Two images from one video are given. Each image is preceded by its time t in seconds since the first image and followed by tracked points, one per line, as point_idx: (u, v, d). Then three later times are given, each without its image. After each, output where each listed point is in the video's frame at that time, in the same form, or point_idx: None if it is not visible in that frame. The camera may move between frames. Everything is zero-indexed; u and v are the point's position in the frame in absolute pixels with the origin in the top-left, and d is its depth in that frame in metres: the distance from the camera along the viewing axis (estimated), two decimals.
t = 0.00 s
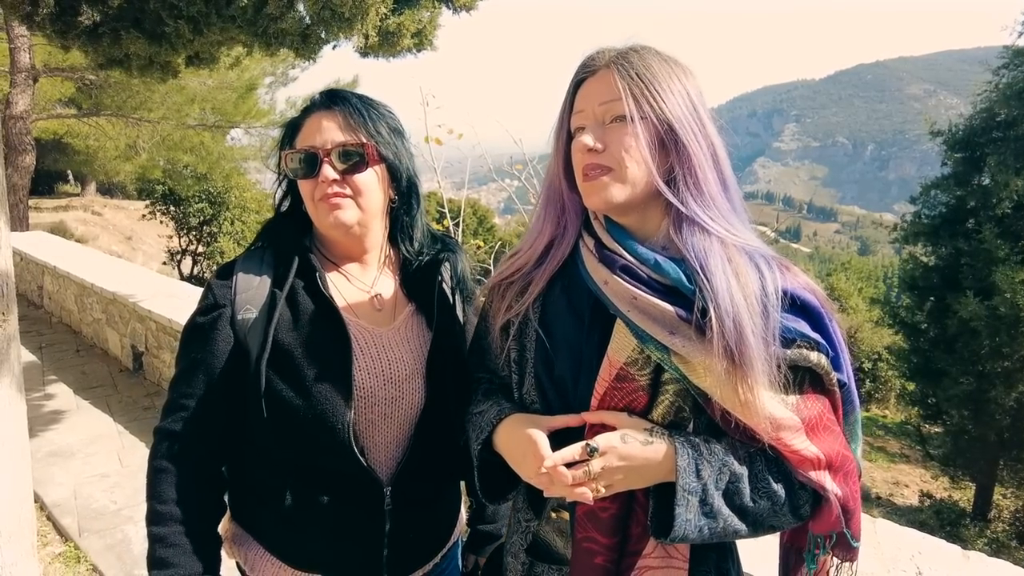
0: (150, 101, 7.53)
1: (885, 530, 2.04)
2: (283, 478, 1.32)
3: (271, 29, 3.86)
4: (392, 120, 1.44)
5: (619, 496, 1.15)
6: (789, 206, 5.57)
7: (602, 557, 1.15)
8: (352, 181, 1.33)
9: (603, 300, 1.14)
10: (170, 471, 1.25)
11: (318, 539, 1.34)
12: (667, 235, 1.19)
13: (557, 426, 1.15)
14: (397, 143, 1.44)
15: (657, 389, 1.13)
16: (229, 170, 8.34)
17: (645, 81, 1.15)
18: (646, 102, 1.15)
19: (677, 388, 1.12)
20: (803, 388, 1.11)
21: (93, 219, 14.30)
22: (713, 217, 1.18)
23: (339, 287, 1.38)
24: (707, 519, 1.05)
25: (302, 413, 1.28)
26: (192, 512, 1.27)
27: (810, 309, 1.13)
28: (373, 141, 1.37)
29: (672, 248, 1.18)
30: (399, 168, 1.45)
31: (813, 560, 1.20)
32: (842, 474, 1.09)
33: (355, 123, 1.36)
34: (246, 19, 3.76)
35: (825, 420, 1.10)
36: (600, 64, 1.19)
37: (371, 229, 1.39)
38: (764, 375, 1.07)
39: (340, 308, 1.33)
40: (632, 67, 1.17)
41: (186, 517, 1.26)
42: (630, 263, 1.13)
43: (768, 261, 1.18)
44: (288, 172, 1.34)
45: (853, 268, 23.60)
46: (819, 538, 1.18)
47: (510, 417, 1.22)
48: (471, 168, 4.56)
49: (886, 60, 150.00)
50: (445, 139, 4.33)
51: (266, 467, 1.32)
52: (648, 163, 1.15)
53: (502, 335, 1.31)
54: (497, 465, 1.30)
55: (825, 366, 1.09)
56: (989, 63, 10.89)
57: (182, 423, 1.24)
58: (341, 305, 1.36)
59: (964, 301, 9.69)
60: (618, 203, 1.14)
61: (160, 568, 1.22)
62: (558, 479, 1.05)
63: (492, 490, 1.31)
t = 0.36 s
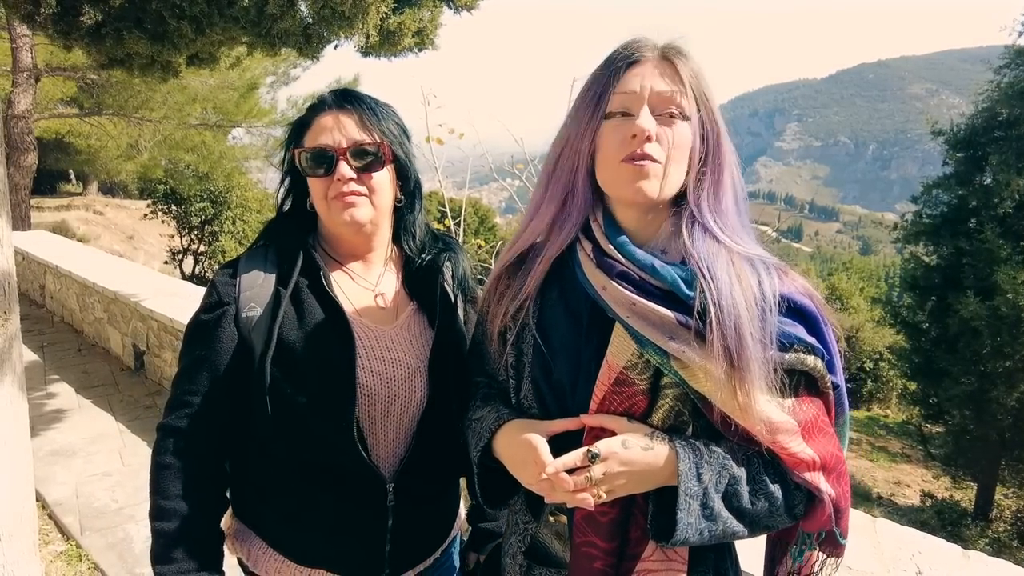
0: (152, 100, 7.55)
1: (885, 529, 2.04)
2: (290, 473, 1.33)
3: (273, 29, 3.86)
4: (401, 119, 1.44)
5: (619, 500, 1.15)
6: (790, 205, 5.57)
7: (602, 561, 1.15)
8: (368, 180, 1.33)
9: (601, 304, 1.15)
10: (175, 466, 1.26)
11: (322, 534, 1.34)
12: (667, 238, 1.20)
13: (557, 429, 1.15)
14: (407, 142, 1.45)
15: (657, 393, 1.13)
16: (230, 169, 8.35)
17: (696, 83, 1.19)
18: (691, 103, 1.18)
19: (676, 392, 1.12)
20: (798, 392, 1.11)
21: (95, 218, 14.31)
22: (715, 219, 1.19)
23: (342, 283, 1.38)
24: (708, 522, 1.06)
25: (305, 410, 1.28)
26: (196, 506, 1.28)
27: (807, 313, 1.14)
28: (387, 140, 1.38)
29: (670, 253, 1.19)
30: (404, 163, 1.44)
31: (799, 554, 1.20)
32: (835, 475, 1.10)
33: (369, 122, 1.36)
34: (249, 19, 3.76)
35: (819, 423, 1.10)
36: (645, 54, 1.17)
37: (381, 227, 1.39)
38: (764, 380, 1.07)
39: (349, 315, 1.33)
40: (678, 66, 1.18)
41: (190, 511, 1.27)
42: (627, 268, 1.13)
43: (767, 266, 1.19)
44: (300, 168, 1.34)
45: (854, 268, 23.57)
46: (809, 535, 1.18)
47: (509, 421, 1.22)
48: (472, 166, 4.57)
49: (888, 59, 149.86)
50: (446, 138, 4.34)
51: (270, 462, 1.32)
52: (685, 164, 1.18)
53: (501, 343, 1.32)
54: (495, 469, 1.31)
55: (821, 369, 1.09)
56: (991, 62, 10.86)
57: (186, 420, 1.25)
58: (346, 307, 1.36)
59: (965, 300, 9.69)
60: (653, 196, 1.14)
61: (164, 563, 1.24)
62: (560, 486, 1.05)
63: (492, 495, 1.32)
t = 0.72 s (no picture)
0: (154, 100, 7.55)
1: (885, 529, 2.04)
2: (304, 469, 1.33)
3: (275, 29, 3.87)
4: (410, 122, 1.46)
5: (619, 496, 1.15)
6: (791, 205, 5.57)
7: (603, 559, 1.15)
8: (402, 176, 1.35)
9: (601, 302, 1.16)
10: (190, 466, 1.25)
11: (335, 528, 1.35)
12: (665, 235, 1.20)
13: (555, 423, 1.16)
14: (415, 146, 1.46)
15: (656, 389, 1.13)
16: (232, 169, 8.36)
17: (690, 92, 1.18)
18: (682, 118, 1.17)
19: (675, 388, 1.12)
20: (797, 386, 1.11)
21: (97, 218, 14.34)
22: (712, 220, 1.20)
23: (352, 282, 1.38)
24: (709, 517, 1.06)
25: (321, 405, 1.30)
26: (209, 504, 1.28)
27: (804, 309, 1.14)
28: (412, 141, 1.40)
29: (668, 249, 1.19)
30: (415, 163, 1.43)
31: (810, 554, 1.18)
32: (835, 469, 1.10)
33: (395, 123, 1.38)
34: (251, 19, 3.77)
35: (819, 418, 1.10)
36: (635, 69, 1.15)
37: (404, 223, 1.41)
38: (763, 375, 1.07)
39: (361, 311, 1.33)
40: (669, 78, 1.17)
41: (203, 509, 1.27)
42: (625, 266, 1.14)
43: (764, 263, 1.19)
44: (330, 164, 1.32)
45: (855, 268, 23.53)
46: (814, 534, 1.18)
47: (509, 419, 1.22)
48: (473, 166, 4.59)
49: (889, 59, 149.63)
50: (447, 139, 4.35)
51: (281, 461, 1.32)
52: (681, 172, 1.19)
53: (500, 346, 1.31)
54: (495, 467, 1.31)
55: (820, 365, 1.09)
56: (993, 62, 10.85)
57: (198, 420, 1.24)
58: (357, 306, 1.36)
59: (966, 300, 9.69)
60: (654, 211, 1.15)
61: (181, 563, 1.25)
62: (560, 478, 1.06)
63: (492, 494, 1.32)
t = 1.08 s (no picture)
0: (154, 100, 7.56)
1: (886, 529, 2.04)
2: (310, 466, 1.33)
3: (274, 29, 3.87)
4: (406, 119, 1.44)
5: (619, 497, 1.15)
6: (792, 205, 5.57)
7: (603, 560, 1.15)
8: (387, 185, 1.35)
9: (600, 304, 1.16)
10: (196, 465, 1.25)
11: (342, 525, 1.36)
12: (666, 236, 1.20)
13: (554, 425, 1.16)
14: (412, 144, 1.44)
15: (656, 390, 1.13)
16: (232, 168, 8.36)
17: (690, 93, 1.18)
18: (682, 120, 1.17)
19: (675, 389, 1.12)
20: (798, 387, 1.11)
21: (97, 218, 14.34)
22: (712, 221, 1.20)
23: (355, 282, 1.38)
24: (708, 518, 1.06)
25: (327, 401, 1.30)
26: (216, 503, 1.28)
27: (805, 310, 1.14)
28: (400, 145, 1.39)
29: (669, 251, 1.19)
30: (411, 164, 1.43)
31: (809, 557, 1.18)
32: (836, 471, 1.10)
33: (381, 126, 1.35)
34: (251, 18, 3.77)
35: (819, 418, 1.10)
36: (635, 72, 1.14)
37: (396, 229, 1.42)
38: (763, 376, 1.08)
39: (364, 310, 1.33)
40: (670, 80, 1.16)
41: (209, 508, 1.27)
42: (624, 268, 1.15)
43: (765, 263, 1.20)
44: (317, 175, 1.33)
45: (856, 268, 23.49)
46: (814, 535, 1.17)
47: (509, 420, 1.22)
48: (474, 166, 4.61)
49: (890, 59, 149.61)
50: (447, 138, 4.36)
51: (286, 457, 1.33)
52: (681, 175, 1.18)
53: (501, 348, 1.31)
54: (493, 467, 1.32)
55: (820, 367, 1.09)
56: (994, 62, 10.84)
57: (201, 419, 1.23)
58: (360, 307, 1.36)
59: (967, 300, 9.69)
60: (654, 217, 1.15)
61: (189, 563, 1.26)
62: (559, 480, 1.07)
63: (492, 493, 1.34)
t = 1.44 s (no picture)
0: (154, 99, 7.55)
1: (886, 529, 2.04)
2: (306, 465, 1.33)
3: (274, 28, 3.86)
4: (400, 119, 1.43)
5: (625, 498, 1.15)
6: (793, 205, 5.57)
7: (607, 561, 1.15)
8: (369, 190, 1.34)
9: (607, 304, 1.17)
10: (193, 461, 1.25)
11: (338, 524, 1.35)
12: (671, 238, 1.20)
13: (560, 425, 1.16)
14: (407, 145, 1.44)
15: (662, 391, 1.14)
16: (232, 168, 8.36)
17: (693, 94, 1.17)
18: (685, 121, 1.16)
19: (682, 390, 1.12)
20: (803, 388, 1.12)
21: (97, 218, 14.34)
22: (718, 222, 1.20)
23: (354, 283, 1.39)
24: (715, 519, 1.06)
25: (324, 399, 1.30)
26: (213, 501, 1.28)
27: (810, 312, 1.14)
28: (387, 149, 1.37)
29: (675, 251, 1.19)
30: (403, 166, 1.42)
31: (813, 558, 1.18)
32: (841, 472, 1.10)
33: (366, 128, 1.34)
34: (251, 17, 3.76)
35: (824, 420, 1.10)
36: (637, 74, 1.14)
37: (385, 232, 1.41)
38: (770, 377, 1.08)
39: (363, 310, 1.34)
40: (672, 82, 1.15)
41: (206, 504, 1.27)
42: (631, 268, 1.15)
43: (771, 265, 1.19)
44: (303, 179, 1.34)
45: (856, 268, 23.48)
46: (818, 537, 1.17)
47: (513, 420, 1.23)
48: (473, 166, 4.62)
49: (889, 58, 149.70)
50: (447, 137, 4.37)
51: (284, 454, 1.33)
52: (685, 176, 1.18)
53: (504, 348, 1.31)
54: (499, 467, 1.32)
55: (825, 369, 1.10)
56: (993, 61, 10.87)
57: (200, 416, 1.24)
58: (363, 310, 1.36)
59: (965, 299, 9.71)
60: (655, 220, 1.15)
61: (186, 559, 1.26)
62: (566, 480, 1.06)
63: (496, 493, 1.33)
